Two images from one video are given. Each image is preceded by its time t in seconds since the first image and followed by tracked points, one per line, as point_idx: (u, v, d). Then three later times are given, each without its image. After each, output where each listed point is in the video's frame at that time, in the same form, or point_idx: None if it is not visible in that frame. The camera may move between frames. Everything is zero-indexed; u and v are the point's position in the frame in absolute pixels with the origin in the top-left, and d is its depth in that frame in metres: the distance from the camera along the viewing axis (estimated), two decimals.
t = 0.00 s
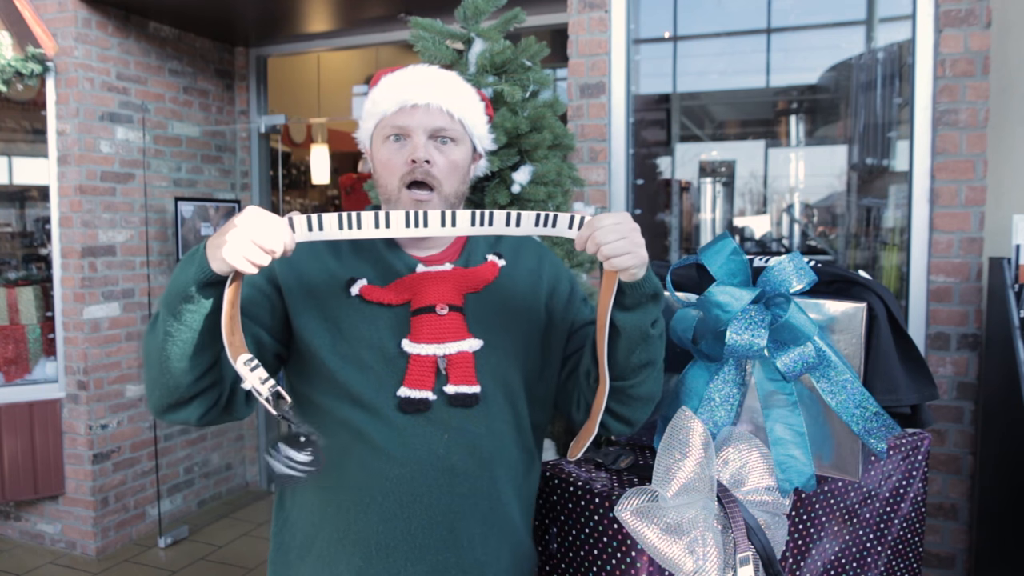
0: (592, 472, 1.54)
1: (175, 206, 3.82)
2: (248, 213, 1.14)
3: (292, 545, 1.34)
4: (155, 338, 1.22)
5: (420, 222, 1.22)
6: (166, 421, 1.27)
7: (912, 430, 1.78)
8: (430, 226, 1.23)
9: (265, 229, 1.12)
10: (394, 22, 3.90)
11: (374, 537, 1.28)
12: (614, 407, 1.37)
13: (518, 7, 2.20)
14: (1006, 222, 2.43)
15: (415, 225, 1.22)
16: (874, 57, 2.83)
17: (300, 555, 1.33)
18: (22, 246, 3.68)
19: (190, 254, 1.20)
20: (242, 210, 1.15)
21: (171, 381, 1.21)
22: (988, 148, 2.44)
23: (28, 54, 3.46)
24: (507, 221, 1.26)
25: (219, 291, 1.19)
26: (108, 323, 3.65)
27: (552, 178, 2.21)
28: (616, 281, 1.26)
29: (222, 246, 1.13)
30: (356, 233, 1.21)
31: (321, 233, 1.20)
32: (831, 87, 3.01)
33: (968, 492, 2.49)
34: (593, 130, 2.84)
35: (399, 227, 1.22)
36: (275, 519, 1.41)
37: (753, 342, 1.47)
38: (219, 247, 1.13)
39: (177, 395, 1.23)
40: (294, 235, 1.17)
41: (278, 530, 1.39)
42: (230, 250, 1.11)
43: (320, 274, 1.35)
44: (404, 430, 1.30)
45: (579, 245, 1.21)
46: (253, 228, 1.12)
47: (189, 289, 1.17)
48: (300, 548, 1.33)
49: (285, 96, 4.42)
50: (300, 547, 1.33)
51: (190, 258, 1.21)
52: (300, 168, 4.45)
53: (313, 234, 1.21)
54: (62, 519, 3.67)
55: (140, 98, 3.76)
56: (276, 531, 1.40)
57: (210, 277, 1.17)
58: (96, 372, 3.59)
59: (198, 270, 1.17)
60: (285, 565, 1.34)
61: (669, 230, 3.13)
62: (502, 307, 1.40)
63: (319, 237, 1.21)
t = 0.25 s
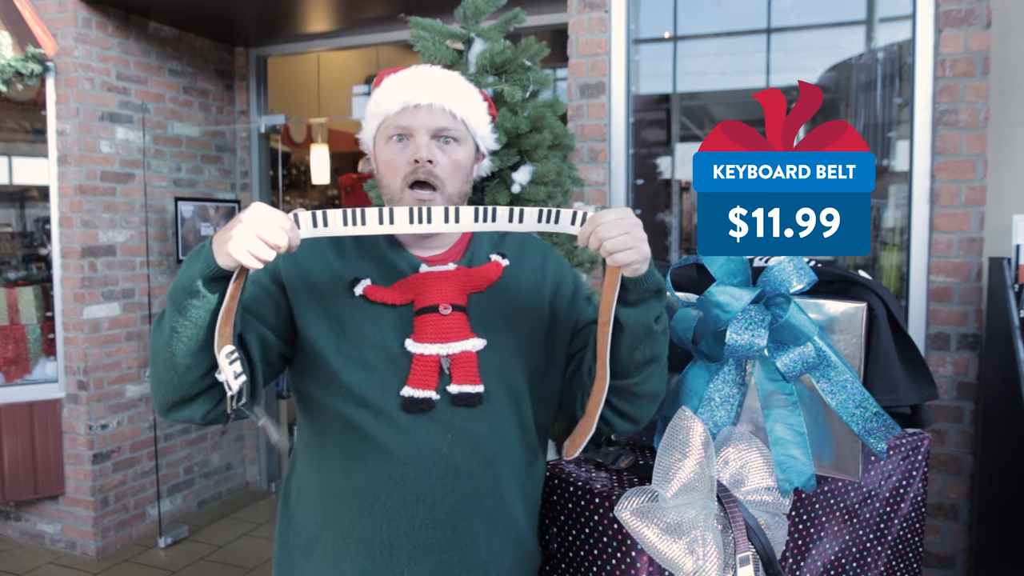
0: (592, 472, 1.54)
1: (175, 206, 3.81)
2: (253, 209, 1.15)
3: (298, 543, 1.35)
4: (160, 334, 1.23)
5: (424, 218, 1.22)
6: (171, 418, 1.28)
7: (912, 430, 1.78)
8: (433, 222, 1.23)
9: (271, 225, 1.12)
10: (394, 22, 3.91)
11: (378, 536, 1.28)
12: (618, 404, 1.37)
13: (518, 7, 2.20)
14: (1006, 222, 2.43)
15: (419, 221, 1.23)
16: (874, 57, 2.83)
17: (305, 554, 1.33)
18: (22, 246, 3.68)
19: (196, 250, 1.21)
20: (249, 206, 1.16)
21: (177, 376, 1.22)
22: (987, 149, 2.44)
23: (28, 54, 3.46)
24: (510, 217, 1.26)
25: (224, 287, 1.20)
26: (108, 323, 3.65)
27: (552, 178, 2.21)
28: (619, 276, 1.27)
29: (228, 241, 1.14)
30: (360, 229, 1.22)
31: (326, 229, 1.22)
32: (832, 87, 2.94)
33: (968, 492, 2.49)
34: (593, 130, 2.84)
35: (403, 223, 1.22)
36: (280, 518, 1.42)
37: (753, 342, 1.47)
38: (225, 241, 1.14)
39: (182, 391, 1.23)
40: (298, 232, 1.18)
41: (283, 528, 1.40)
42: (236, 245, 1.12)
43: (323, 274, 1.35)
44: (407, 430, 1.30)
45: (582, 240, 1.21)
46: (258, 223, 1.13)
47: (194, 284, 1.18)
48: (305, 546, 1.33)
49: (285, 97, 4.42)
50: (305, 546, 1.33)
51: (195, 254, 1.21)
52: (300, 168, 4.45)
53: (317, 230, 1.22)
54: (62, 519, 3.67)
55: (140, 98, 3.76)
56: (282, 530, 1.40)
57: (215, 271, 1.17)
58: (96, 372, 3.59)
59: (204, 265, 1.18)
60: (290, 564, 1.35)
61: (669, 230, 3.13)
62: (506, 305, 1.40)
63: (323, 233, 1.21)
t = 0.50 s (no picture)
0: (592, 472, 1.54)
1: (175, 206, 3.80)
2: (254, 210, 1.14)
3: (301, 542, 1.35)
4: (160, 334, 1.23)
5: (424, 219, 1.22)
6: (171, 417, 1.28)
7: (912, 430, 1.78)
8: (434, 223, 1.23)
9: (272, 226, 1.12)
10: (394, 22, 3.91)
11: (380, 537, 1.29)
12: (620, 407, 1.38)
13: (518, 7, 2.20)
14: (1006, 222, 2.43)
15: (420, 221, 1.22)
16: (874, 57, 2.83)
17: (309, 554, 1.34)
18: (22, 246, 3.68)
19: (197, 250, 1.21)
20: (250, 207, 1.16)
21: (177, 376, 1.22)
22: (987, 149, 2.44)
23: (28, 54, 3.46)
24: (510, 217, 1.26)
25: (224, 287, 1.20)
26: (108, 323, 3.65)
27: (552, 178, 2.21)
28: (614, 279, 1.26)
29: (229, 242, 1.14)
30: (361, 230, 1.21)
31: (326, 230, 1.20)
32: (831, 87, 2.94)
33: (968, 491, 2.49)
34: (593, 130, 2.84)
35: (404, 224, 1.22)
36: (283, 516, 1.42)
37: (753, 342, 1.48)
38: (226, 242, 1.14)
39: (182, 390, 1.23)
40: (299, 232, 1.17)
41: (286, 527, 1.40)
42: (237, 246, 1.12)
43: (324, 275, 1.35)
44: (409, 431, 1.30)
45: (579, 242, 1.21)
46: (259, 223, 1.13)
47: (194, 283, 1.18)
48: (308, 546, 1.34)
49: (285, 97, 4.42)
50: (308, 545, 1.34)
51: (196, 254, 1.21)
52: (300, 168, 4.45)
53: (317, 231, 1.20)
54: (62, 519, 3.67)
55: (140, 98, 3.76)
56: (285, 529, 1.41)
57: (215, 270, 1.18)
58: (96, 372, 3.59)
59: (204, 265, 1.18)
60: (294, 563, 1.35)
61: (669, 230, 3.13)
62: (507, 307, 1.40)
63: (323, 233, 1.20)
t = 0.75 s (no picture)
0: (592, 472, 1.54)
1: (175, 205, 3.76)
2: (256, 214, 1.14)
3: (302, 542, 1.36)
4: (162, 339, 1.23)
5: (426, 225, 1.22)
6: (174, 420, 1.28)
7: (912, 430, 1.78)
8: (435, 229, 1.23)
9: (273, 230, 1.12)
10: (394, 22, 3.91)
11: (380, 537, 1.29)
12: (620, 413, 1.37)
13: (518, 7, 2.20)
14: (1006, 222, 2.43)
15: (421, 227, 1.22)
16: (874, 57, 2.83)
17: (309, 553, 1.34)
18: (22, 246, 3.68)
19: (199, 253, 1.21)
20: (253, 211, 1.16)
21: (180, 379, 1.22)
22: (987, 149, 2.44)
23: (28, 54, 3.46)
24: (512, 224, 1.27)
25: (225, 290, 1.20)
26: (108, 323, 3.65)
27: (552, 178, 2.21)
28: (616, 289, 1.27)
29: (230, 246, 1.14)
30: (362, 236, 1.21)
31: (328, 234, 1.21)
32: (831, 87, 2.94)
33: (968, 492, 2.49)
34: (593, 130, 2.84)
35: (405, 230, 1.22)
36: (284, 516, 1.42)
37: (753, 342, 1.48)
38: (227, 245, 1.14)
39: (185, 394, 1.23)
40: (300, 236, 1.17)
41: (287, 526, 1.40)
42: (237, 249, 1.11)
43: (324, 277, 1.35)
44: (409, 432, 1.30)
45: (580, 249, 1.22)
46: (260, 228, 1.12)
47: (196, 287, 1.18)
48: (309, 545, 1.34)
49: (285, 97, 4.42)
50: (309, 545, 1.34)
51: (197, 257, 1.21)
52: (300, 168, 4.45)
53: (319, 235, 1.21)
54: (62, 519, 3.67)
55: (140, 98, 3.76)
56: (286, 528, 1.41)
57: (217, 274, 1.18)
58: (96, 372, 3.59)
59: (205, 268, 1.18)
60: (294, 562, 1.35)
61: (669, 230, 3.13)
62: (508, 308, 1.39)
63: (325, 238, 1.20)
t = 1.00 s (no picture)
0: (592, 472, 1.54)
1: (176, 206, 3.75)
2: (260, 211, 1.15)
3: (302, 539, 1.36)
4: (166, 333, 1.23)
5: (427, 222, 1.22)
6: (175, 415, 1.28)
7: (912, 430, 1.78)
8: (437, 226, 1.23)
9: (275, 226, 1.12)
10: (394, 22, 3.91)
11: (379, 535, 1.29)
12: (622, 413, 1.37)
13: (518, 7, 2.20)
14: (1006, 222, 2.43)
15: (422, 225, 1.23)
16: (874, 57, 2.83)
17: (309, 551, 1.34)
18: (22, 246, 3.68)
19: (202, 248, 1.21)
20: (256, 208, 1.16)
21: (182, 374, 1.22)
22: (988, 149, 2.44)
23: (28, 54, 3.46)
24: (513, 220, 1.27)
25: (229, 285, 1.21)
26: (108, 323, 3.65)
27: (552, 178, 2.21)
28: (615, 285, 1.28)
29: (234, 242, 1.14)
30: (365, 233, 1.22)
31: (331, 231, 1.21)
32: (831, 87, 2.94)
33: (968, 492, 2.49)
34: (593, 130, 2.84)
35: (408, 227, 1.23)
36: (284, 513, 1.42)
37: (752, 342, 1.48)
38: (231, 242, 1.15)
39: (186, 388, 1.23)
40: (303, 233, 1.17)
41: (287, 524, 1.40)
42: (241, 245, 1.11)
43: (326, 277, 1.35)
44: (409, 431, 1.29)
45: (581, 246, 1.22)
46: (263, 224, 1.13)
47: (198, 281, 1.18)
48: (308, 543, 1.34)
49: (285, 97, 4.42)
50: (309, 543, 1.34)
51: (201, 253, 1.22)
52: (300, 168, 4.45)
53: (321, 232, 1.21)
54: (62, 519, 3.67)
55: (140, 98, 3.76)
56: (286, 526, 1.41)
57: (220, 269, 1.18)
58: (96, 373, 3.59)
59: (209, 263, 1.18)
60: (294, 560, 1.36)
61: (669, 230, 3.13)
62: (510, 308, 1.39)
63: (327, 236, 1.21)
